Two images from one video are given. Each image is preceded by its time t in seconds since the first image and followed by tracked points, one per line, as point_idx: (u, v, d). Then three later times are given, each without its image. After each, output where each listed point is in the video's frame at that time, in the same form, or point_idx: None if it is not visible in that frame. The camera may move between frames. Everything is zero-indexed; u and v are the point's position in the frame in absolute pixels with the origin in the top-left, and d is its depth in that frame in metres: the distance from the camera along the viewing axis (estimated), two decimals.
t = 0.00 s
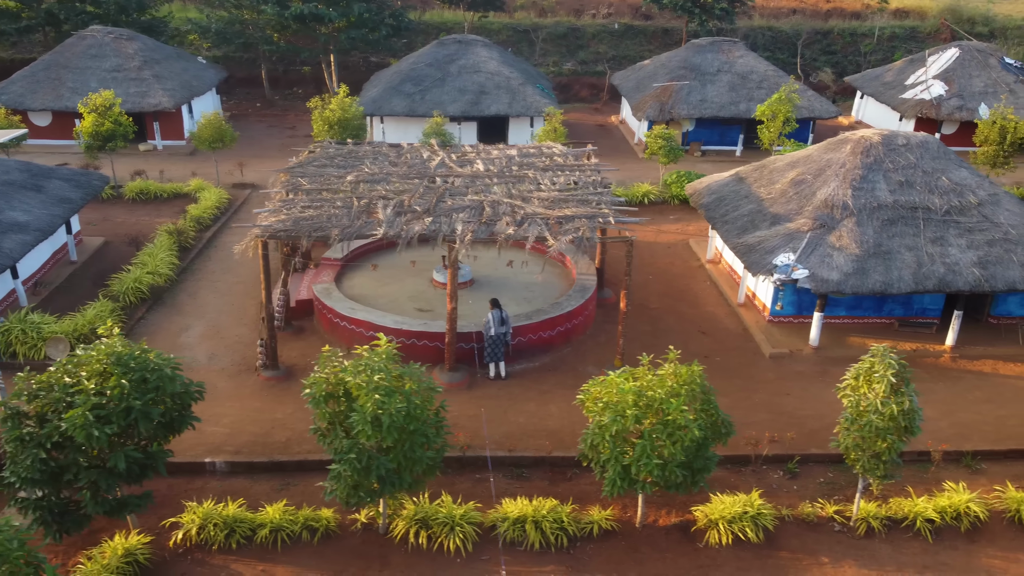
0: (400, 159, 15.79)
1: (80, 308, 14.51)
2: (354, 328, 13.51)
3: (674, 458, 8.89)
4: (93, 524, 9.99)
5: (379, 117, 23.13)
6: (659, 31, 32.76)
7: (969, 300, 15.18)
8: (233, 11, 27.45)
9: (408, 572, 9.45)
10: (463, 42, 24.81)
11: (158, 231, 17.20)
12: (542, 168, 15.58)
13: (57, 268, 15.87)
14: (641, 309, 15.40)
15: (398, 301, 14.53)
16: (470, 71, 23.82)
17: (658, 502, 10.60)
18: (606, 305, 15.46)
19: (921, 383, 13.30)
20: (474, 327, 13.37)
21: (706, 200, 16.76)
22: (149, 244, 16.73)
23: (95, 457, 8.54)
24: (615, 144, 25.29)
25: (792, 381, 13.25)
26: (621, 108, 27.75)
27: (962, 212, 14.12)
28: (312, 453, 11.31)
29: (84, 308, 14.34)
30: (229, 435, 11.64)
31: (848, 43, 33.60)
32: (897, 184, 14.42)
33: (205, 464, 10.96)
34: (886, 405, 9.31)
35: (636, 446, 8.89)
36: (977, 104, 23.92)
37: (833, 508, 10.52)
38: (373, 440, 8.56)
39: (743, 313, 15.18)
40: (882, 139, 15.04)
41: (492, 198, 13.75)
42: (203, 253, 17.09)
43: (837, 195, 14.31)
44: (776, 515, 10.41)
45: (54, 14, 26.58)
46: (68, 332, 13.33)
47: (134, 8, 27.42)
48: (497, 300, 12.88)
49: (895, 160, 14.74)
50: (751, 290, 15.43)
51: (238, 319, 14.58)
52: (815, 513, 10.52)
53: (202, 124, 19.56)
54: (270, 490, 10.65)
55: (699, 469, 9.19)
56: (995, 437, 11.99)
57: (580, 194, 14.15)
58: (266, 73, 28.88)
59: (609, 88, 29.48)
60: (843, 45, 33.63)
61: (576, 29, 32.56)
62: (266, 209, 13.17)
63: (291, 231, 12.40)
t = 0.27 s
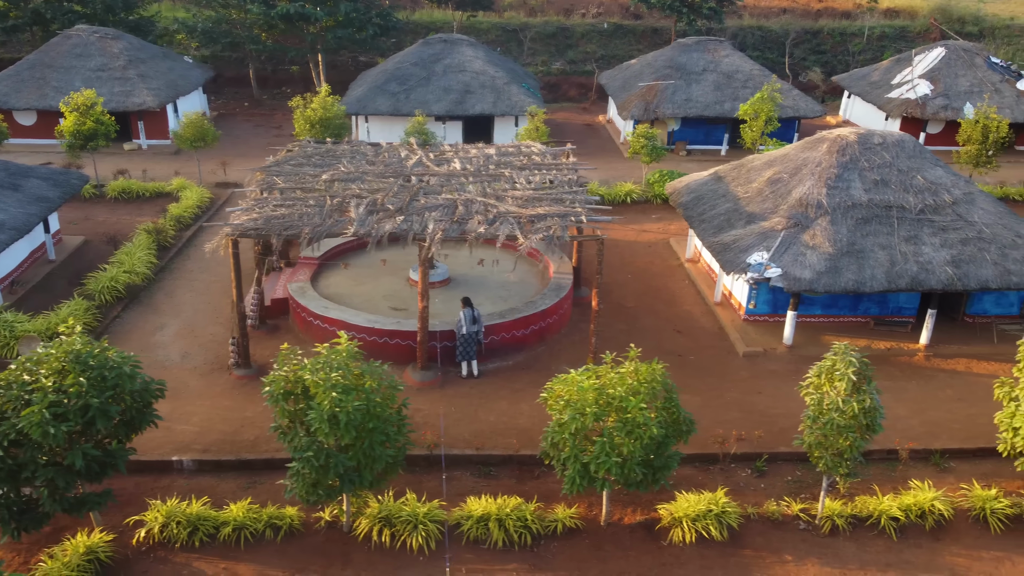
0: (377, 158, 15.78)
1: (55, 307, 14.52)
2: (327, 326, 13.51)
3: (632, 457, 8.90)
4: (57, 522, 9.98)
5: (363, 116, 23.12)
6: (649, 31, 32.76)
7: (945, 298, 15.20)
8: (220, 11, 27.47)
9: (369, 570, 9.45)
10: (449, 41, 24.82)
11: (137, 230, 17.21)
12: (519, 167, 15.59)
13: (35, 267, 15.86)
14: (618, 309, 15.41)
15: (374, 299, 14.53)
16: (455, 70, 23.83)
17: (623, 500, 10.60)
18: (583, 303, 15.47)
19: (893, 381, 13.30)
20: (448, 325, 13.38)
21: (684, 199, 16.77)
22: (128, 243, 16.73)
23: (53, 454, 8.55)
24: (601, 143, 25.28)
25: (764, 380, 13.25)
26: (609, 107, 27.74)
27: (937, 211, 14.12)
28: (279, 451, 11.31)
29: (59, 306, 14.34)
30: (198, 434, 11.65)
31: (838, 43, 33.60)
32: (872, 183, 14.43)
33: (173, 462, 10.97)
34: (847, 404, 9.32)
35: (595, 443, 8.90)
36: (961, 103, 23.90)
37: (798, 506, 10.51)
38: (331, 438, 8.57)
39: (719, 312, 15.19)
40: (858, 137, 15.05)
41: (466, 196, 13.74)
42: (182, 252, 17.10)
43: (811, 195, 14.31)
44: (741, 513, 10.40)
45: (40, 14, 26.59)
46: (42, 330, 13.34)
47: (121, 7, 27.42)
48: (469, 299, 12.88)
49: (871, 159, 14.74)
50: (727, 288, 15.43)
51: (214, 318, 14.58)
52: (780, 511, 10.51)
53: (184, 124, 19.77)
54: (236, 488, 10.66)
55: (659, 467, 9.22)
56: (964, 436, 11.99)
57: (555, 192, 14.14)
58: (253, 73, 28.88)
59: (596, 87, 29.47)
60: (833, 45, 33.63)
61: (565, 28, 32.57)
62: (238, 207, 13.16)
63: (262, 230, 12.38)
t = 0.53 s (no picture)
0: (351, 157, 15.79)
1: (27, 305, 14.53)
2: (296, 325, 13.52)
3: (585, 454, 8.91)
4: (14, 520, 9.99)
5: (345, 115, 23.13)
6: (636, 30, 32.76)
7: (917, 298, 15.20)
8: (204, 10, 27.47)
9: (325, 567, 9.46)
10: (432, 41, 24.85)
11: (113, 229, 17.24)
12: (493, 166, 15.61)
13: (9, 266, 15.86)
14: (591, 308, 15.42)
15: (346, 298, 14.54)
16: (438, 69, 23.86)
17: (583, 499, 10.61)
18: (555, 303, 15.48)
19: (861, 380, 13.31)
20: (415, 324, 13.40)
21: (659, 198, 16.78)
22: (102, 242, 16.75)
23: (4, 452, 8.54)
24: (585, 143, 25.29)
25: (732, 378, 13.26)
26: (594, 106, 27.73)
27: (907, 210, 14.13)
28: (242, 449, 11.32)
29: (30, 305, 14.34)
30: (162, 432, 11.66)
31: (825, 42, 33.61)
32: (842, 182, 14.43)
33: (134, 460, 10.97)
34: (801, 402, 9.34)
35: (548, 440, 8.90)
36: (944, 103, 23.90)
37: (758, 504, 10.52)
38: (281, 436, 8.59)
39: (691, 311, 15.20)
40: (829, 136, 15.06)
41: (435, 195, 13.75)
42: (157, 251, 17.11)
43: (782, 194, 14.32)
44: (700, 511, 10.41)
45: (24, 13, 26.60)
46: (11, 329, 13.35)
47: (106, 6, 27.43)
48: (436, 298, 12.89)
49: (842, 158, 14.76)
50: (700, 287, 15.45)
51: (185, 316, 14.59)
52: (740, 509, 10.52)
53: (164, 123, 19.78)
54: (197, 486, 10.66)
55: (613, 464, 9.24)
56: (929, 434, 12.00)
57: (525, 191, 14.16)
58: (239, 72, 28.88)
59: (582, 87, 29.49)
60: (820, 44, 33.63)
61: (552, 28, 32.60)
62: (207, 206, 13.17)
63: (229, 228, 12.38)
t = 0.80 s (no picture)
0: (324, 156, 15.80)
1: None
2: (264, 323, 13.54)
3: (535, 452, 8.92)
4: None
5: (326, 114, 23.15)
6: (623, 30, 32.78)
7: (889, 296, 15.21)
8: (189, 9, 27.49)
9: (279, 564, 9.47)
10: (415, 40, 24.87)
11: (87, 228, 17.25)
12: (465, 164, 15.62)
13: None
14: (563, 307, 15.43)
15: (316, 297, 14.54)
16: (420, 69, 23.88)
17: (542, 497, 10.62)
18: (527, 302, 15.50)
19: (828, 378, 13.32)
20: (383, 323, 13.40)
21: (634, 196, 16.79)
22: (77, 241, 16.76)
23: None
24: (569, 142, 25.29)
25: (699, 377, 13.27)
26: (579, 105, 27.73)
27: (876, 208, 14.13)
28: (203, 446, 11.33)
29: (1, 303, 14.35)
30: (126, 430, 11.67)
31: (813, 42, 33.64)
32: (812, 180, 14.44)
33: (95, 458, 10.98)
34: (754, 400, 9.34)
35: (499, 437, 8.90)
36: (926, 102, 23.89)
37: (716, 502, 10.53)
38: (230, 434, 8.62)
39: (662, 310, 15.21)
40: (801, 135, 15.07)
41: (404, 193, 13.76)
42: (132, 250, 17.13)
43: (751, 192, 14.32)
44: (658, 509, 10.42)
45: (9, 12, 26.63)
46: None
47: (90, 6, 27.46)
48: (402, 296, 12.89)
49: (812, 157, 14.77)
50: (671, 286, 15.45)
51: (155, 314, 14.61)
52: (698, 506, 10.53)
53: (142, 122, 19.78)
54: (157, 483, 10.67)
55: (565, 462, 9.26)
56: (892, 432, 12.00)
57: (495, 190, 14.17)
58: (224, 72, 28.90)
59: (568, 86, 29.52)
60: (807, 44, 33.66)
61: (540, 27, 32.64)
62: (174, 204, 13.18)
63: (194, 227, 12.39)
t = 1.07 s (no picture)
0: (300, 155, 15.81)
1: None
2: (236, 321, 13.56)
3: (492, 449, 8.95)
4: None
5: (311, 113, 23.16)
6: (612, 29, 32.80)
7: (864, 295, 15.22)
8: (175, 9, 27.50)
9: (240, 562, 9.48)
10: (400, 39, 24.88)
11: (66, 227, 17.27)
12: (442, 163, 15.64)
13: None
14: (538, 305, 15.44)
15: (291, 295, 14.57)
16: (404, 68, 23.90)
17: (506, 494, 10.63)
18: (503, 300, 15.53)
19: (800, 376, 13.34)
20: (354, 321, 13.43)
21: (612, 194, 16.81)
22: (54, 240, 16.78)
23: None
24: (554, 142, 25.32)
25: (671, 375, 13.27)
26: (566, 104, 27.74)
27: (849, 207, 14.15)
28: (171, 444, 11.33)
29: None
30: (94, 428, 11.68)
31: (802, 41, 33.67)
32: (786, 179, 14.46)
33: (62, 456, 10.98)
34: (713, 397, 9.35)
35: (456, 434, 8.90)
36: (910, 101, 23.90)
37: (680, 500, 10.54)
38: (187, 430, 8.65)
39: (637, 308, 15.23)
40: (775, 134, 15.10)
41: (377, 192, 13.78)
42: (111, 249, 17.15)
43: (725, 191, 14.33)
44: (622, 506, 10.43)
45: None
46: None
47: (77, 5, 27.47)
48: (373, 294, 12.91)
49: (787, 156, 14.79)
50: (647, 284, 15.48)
51: (130, 313, 14.63)
52: (662, 504, 10.54)
53: (123, 121, 19.78)
54: (122, 481, 10.67)
55: (524, 459, 9.30)
56: (861, 430, 12.00)
57: (469, 188, 14.19)
58: (211, 71, 28.91)
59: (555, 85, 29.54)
60: (796, 43, 33.68)
61: (528, 27, 32.66)
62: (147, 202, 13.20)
63: (165, 225, 12.40)
